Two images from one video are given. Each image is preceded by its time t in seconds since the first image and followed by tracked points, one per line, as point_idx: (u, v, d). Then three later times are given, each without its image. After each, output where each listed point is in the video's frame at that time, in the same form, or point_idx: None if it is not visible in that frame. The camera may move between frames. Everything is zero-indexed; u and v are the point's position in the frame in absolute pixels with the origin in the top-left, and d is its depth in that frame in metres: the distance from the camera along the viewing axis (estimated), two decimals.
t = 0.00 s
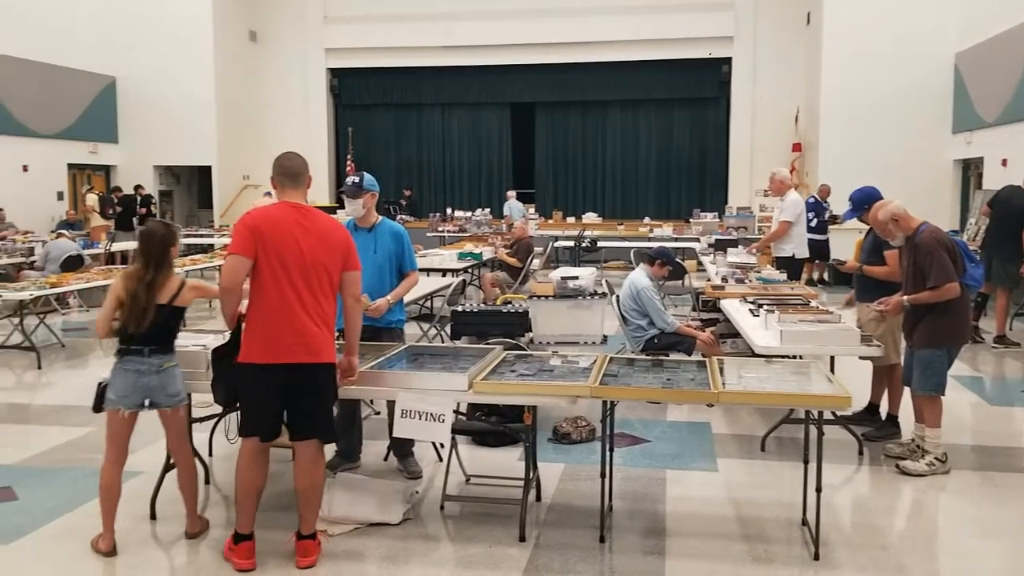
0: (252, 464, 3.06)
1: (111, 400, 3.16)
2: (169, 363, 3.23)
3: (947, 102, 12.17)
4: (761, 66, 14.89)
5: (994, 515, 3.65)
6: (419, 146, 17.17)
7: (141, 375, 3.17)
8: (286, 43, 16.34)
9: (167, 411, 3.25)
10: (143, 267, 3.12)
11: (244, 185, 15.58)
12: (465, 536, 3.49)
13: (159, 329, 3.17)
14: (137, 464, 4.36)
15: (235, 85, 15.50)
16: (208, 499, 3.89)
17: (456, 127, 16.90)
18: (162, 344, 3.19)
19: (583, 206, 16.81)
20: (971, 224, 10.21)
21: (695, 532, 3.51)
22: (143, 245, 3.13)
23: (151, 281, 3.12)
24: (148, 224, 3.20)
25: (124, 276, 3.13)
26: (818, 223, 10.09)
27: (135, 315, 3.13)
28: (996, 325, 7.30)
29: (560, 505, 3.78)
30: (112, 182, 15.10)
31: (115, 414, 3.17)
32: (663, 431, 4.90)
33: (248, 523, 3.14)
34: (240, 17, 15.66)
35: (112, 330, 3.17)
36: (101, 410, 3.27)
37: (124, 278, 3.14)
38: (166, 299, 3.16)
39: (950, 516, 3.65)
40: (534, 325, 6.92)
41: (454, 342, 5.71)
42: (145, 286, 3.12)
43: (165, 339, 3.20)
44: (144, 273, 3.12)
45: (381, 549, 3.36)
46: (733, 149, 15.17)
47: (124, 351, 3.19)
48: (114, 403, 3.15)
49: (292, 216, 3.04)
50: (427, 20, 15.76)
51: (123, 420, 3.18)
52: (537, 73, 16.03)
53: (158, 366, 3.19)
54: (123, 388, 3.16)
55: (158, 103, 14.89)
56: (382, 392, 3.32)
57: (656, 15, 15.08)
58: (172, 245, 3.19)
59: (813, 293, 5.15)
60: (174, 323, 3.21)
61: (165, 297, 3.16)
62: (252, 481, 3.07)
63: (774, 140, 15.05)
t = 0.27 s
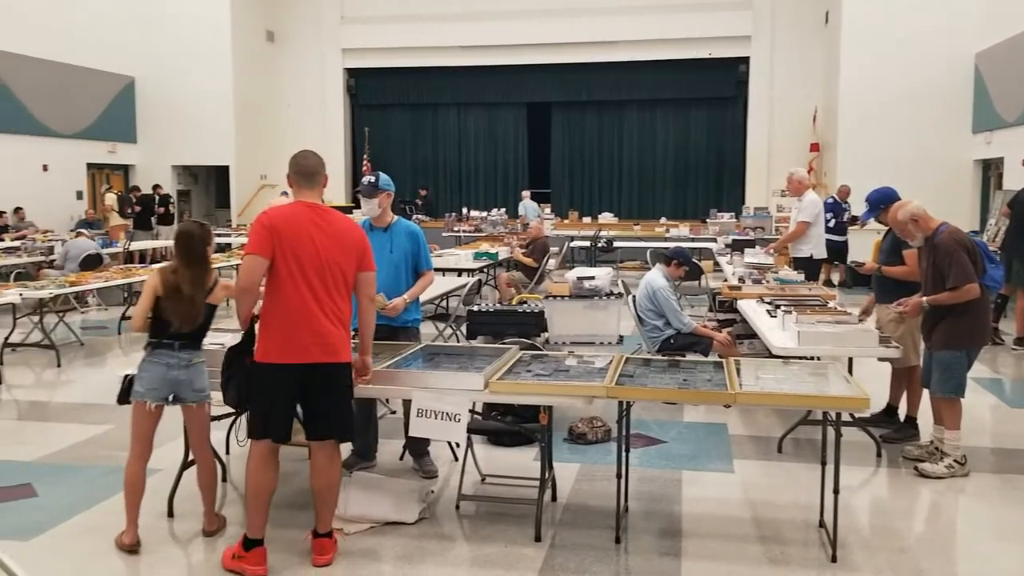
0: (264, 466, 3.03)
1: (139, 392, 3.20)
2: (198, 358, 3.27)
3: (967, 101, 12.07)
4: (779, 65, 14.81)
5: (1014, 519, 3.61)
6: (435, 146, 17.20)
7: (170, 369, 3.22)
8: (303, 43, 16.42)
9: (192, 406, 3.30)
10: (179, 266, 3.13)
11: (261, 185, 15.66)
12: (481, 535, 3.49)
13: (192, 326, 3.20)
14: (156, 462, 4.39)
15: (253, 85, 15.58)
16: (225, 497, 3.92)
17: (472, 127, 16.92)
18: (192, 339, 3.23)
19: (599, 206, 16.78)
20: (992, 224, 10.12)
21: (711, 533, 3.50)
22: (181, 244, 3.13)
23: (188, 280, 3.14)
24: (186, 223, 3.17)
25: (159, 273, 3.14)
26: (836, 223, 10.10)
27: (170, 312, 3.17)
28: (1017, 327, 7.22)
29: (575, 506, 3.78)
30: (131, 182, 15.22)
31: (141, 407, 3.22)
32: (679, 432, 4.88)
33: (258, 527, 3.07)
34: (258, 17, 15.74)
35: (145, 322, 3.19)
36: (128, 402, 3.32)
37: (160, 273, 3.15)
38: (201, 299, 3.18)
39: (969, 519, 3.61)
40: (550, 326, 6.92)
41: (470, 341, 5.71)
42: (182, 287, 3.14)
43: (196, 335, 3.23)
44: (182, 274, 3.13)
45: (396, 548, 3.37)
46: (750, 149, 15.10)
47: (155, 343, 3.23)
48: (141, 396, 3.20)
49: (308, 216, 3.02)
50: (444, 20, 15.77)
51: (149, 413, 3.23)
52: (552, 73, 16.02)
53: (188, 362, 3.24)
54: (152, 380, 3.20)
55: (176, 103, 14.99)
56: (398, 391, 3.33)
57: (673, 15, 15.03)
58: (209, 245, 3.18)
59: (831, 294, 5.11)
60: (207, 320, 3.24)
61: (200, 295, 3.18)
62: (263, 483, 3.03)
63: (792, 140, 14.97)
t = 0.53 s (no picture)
0: (277, 469, 2.99)
1: (157, 390, 3.22)
2: (217, 357, 3.29)
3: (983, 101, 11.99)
4: (793, 65, 14.76)
5: None
6: (448, 146, 17.22)
7: (189, 366, 3.24)
8: (317, 43, 16.47)
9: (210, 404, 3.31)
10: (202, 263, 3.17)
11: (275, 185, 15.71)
12: (493, 535, 3.50)
13: (212, 324, 3.23)
14: (170, 460, 4.41)
15: (268, 85, 15.65)
16: (239, 495, 3.93)
17: (485, 127, 16.93)
18: (212, 337, 3.25)
19: (612, 206, 16.76)
20: (1009, 225, 10.04)
21: (724, 535, 3.49)
22: (205, 241, 3.17)
23: (210, 277, 3.18)
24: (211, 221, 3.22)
25: (181, 270, 3.17)
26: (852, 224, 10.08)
27: (192, 309, 3.20)
28: None
29: (588, 506, 3.78)
30: (145, 181, 15.30)
31: (161, 403, 3.24)
32: (692, 433, 4.87)
33: (275, 532, 3.02)
34: (273, 18, 15.81)
35: (166, 319, 3.22)
36: (147, 399, 3.34)
37: (182, 270, 3.19)
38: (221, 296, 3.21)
39: (985, 521, 3.59)
40: (563, 326, 6.92)
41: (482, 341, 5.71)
42: (203, 283, 3.18)
43: (215, 334, 3.26)
44: (204, 271, 3.17)
45: (409, 548, 3.38)
46: (764, 149, 15.06)
47: (174, 341, 3.25)
48: (160, 392, 3.22)
49: (317, 216, 3.00)
50: (457, 20, 15.78)
51: (168, 409, 3.25)
52: (565, 73, 16.01)
53: (207, 360, 3.26)
54: (171, 377, 3.22)
55: (190, 103, 15.06)
56: (411, 391, 3.34)
57: (687, 14, 15.00)
58: (232, 244, 3.23)
59: (845, 295, 5.09)
60: (227, 320, 3.25)
61: (222, 292, 3.20)
62: (277, 486, 2.99)
63: (806, 140, 14.91)
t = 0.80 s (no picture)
0: (291, 472, 2.99)
1: (173, 387, 3.24)
2: (232, 355, 3.31)
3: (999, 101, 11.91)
4: (807, 65, 14.70)
5: None
6: (460, 146, 17.23)
7: (204, 364, 3.27)
8: (329, 43, 16.51)
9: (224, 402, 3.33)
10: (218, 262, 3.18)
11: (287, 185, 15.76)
12: (504, 535, 3.50)
13: (229, 322, 3.27)
14: (183, 458, 4.43)
15: (280, 85, 15.70)
16: (251, 494, 3.95)
17: (497, 127, 16.93)
18: (228, 335, 3.29)
19: (624, 206, 16.72)
20: None
21: (736, 536, 3.48)
22: (221, 240, 3.18)
23: (227, 276, 3.20)
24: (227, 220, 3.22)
25: (198, 269, 3.19)
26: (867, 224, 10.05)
27: (209, 307, 3.24)
28: None
29: (599, 507, 3.77)
30: (158, 181, 15.37)
31: (175, 400, 3.25)
32: (704, 434, 4.86)
33: (290, 536, 3.01)
34: (286, 18, 15.86)
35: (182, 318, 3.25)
36: (163, 395, 3.35)
37: (199, 269, 3.21)
38: (237, 295, 3.24)
39: (1000, 524, 3.57)
40: (574, 326, 6.92)
41: (494, 341, 5.72)
42: (220, 283, 3.21)
43: (231, 331, 3.29)
44: (221, 270, 3.19)
45: (420, 547, 3.38)
46: (777, 150, 15.00)
47: (191, 338, 3.29)
48: (175, 390, 3.24)
49: (321, 217, 2.97)
50: (469, 19, 15.81)
51: (183, 406, 3.26)
52: (577, 72, 16.00)
53: (222, 358, 3.29)
54: (186, 375, 3.24)
55: (203, 102, 15.11)
56: (423, 390, 3.34)
57: (698, 14, 14.98)
58: (248, 243, 3.24)
59: (859, 296, 5.06)
60: (244, 316, 3.30)
61: (238, 291, 3.24)
62: (293, 489, 2.99)
63: (819, 140, 14.85)
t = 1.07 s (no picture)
0: (308, 474, 2.98)
1: (193, 386, 3.25)
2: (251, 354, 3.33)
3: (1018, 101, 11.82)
4: (823, 64, 14.64)
5: None
6: (474, 147, 17.24)
7: (224, 363, 3.28)
8: (344, 44, 16.58)
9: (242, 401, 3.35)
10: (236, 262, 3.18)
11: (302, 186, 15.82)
12: (520, 536, 3.50)
13: (248, 321, 3.29)
14: (200, 457, 4.46)
15: (296, 86, 15.77)
16: (267, 493, 3.97)
17: (511, 127, 16.93)
18: (247, 334, 3.31)
19: (638, 206, 16.68)
20: None
21: (752, 538, 3.47)
22: (241, 242, 3.17)
23: (246, 276, 3.20)
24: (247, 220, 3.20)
25: (217, 269, 3.20)
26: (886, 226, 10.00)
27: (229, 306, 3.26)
28: None
29: (615, 508, 3.77)
30: (175, 181, 15.47)
31: (195, 399, 3.27)
32: (720, 435, 4.84)
33: (305, 536, 3.03)
34: (301, 19, 15.93)
35: (202, 317, 3.26)
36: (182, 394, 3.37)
37: (218, 268, 3.21)
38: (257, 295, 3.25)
39: (1019, 527, 3.54)
40: (589, 326, 6.92)
41: (509, 342, 5.72)
42: (241, 284, 3.22)
43: (251, 330, 3.31)
44: (241, 272, 3.20)
45: (436, 547, 3.39)
46: (793, 150, 14.94)
47: (210, 338, 3.31)
48: (195, 389, 3.25)
49: (325, 218, 2.94)
50: (484, 20, 15.84)
51: (202, 405, 3.28)
52: (591, 72, 15.98)
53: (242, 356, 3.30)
54: (206, 374, 3.26)
55: (219, 103, 15.19)
56: (438, 390, 3.35)
57: (713, 14, 14.94)
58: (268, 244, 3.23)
59: (876, 297, 5.03)
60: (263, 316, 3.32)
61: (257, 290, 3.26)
62: (309, 491, 2.99)
63: (836, 141, 14.78)
